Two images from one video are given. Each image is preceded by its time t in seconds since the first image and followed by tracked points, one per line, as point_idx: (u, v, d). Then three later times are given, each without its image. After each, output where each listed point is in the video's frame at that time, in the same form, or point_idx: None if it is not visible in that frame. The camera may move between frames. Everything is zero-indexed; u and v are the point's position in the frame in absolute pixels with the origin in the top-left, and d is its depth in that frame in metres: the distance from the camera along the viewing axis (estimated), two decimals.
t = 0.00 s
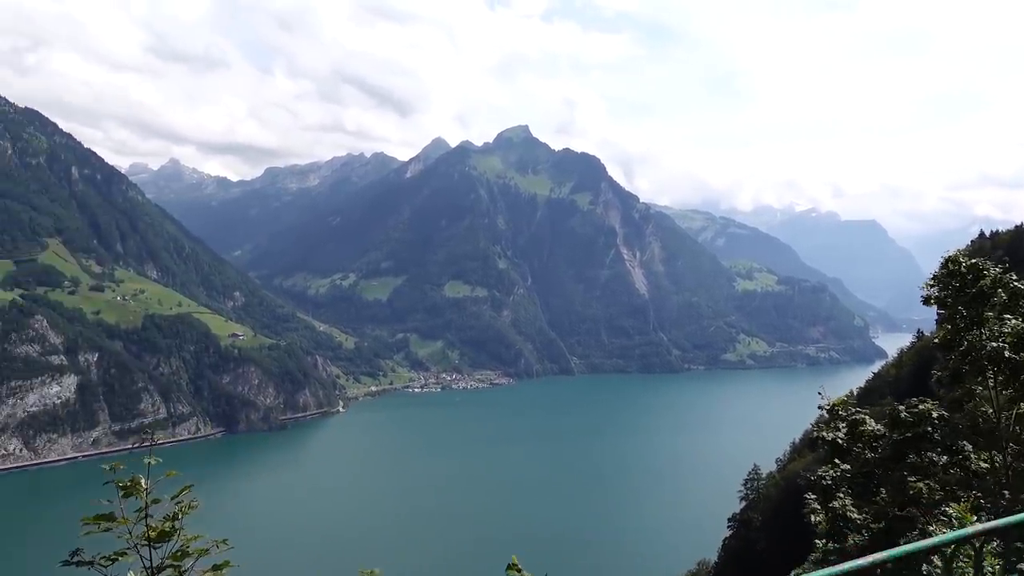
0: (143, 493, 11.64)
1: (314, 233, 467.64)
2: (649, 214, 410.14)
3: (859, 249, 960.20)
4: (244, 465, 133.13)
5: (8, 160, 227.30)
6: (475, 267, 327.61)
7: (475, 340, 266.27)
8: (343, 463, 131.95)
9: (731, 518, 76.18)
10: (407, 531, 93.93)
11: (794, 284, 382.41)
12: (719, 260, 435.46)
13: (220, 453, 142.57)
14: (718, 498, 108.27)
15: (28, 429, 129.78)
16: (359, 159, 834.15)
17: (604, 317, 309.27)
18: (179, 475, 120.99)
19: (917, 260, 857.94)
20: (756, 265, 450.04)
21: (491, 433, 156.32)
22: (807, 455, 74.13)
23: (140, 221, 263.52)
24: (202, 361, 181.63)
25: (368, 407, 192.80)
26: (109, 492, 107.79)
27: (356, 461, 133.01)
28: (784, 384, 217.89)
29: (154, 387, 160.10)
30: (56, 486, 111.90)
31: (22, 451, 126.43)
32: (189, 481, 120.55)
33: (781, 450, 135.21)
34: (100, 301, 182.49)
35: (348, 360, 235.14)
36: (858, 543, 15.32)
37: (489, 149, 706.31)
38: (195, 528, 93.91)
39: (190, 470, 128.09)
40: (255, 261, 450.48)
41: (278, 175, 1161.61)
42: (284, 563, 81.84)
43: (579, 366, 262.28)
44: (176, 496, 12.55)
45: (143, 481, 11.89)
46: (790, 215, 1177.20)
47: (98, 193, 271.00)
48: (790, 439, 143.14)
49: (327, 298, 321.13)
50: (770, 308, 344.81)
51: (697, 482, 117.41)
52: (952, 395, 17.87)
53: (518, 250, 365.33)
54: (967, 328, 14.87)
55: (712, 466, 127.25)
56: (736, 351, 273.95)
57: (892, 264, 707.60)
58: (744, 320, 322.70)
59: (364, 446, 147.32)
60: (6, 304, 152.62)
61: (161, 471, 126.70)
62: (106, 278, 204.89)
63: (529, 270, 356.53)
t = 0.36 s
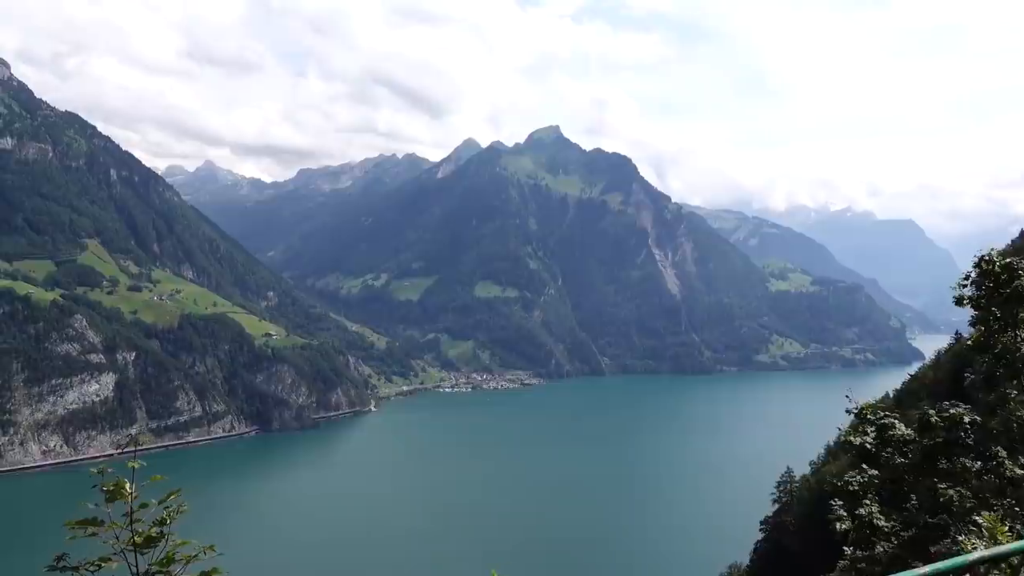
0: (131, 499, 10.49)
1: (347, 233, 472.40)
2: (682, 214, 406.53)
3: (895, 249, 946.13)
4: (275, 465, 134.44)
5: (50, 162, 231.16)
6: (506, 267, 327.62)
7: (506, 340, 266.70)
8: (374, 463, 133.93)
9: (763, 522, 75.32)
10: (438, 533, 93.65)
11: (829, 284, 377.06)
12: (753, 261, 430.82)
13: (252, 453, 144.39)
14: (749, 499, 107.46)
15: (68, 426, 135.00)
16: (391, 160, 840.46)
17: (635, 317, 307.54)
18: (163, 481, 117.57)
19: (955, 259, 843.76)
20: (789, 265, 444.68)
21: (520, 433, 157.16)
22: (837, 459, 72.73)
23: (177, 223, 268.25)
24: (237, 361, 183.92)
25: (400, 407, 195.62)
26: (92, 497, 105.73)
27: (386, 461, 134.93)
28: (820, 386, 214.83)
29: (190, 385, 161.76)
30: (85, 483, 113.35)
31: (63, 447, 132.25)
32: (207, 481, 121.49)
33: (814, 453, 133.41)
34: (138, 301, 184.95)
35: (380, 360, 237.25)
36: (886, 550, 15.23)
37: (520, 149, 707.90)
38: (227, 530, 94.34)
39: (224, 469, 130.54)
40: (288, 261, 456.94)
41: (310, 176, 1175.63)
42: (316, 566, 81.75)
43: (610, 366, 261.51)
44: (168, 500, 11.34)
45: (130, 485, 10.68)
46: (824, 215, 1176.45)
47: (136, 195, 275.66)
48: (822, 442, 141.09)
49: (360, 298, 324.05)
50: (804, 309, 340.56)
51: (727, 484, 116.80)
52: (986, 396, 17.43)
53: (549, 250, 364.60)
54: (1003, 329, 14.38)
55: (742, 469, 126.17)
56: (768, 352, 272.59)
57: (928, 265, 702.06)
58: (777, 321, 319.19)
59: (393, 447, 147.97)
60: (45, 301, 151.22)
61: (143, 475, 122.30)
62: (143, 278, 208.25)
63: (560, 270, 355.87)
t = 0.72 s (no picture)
0: (161, 504, 13.72)
1: (415, 234, 479.83)
2: (752, 214, 396.32)
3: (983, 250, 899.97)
4: (341, 465, 136.77)
5: (133, 168, 241.64)
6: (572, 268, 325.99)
7: (573, 342, 266.04)
8: (440, 462, 136.30)
9: (836, 530, 73.11)
10: (503, 537, 92.76)
11: (910, 288, 361.39)
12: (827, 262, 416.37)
13: (320, 453, 147.53)
14: (819, 506, 104.49)
15: (150, 422, 143.10)
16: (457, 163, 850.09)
17: (704, 319, 301.53)
18: (223, 482, 119.89)
19: None
20: (866, 267, 428.19)
21: (583, 435, 156.95)
22: (918, 467, 68.85)
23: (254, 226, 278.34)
24: (310, 360, 189.26)
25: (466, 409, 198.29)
26: (123, 501, 104.59)
27: (452, 460, 137.11)
28: (900, 390, 205.83)
29: (264, 384, 169.25)
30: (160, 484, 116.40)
31: (144, 441, 140.70)
32: (281, 476, 126.38)
33: (890, 459, 128.19)
34: (215, 301, 191.24)
35: (449, 360, 240.53)
36: (963, 567, 14.12)
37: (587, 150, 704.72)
38: (295, 531, 95.54)
39: (297, 465, 135.44)
40: (359, 263, 468.41)
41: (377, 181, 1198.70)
42: (384, 569, 81.73)
43: (677, 369, 257.73)
44: (197, 508, 14.48)
45: (159, 492, 14.01)
46: (902, 215, 1175.33)
47: (215, 199, 287.33)
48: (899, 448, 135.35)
49: (429, 299, 329.41)
50: (881, 312, 327.53)
51: (797, 490, 113.86)
52: None
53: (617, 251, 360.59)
54: None
55: (813, 474, 122.62)
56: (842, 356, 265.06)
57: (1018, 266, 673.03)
58: (852, 324, 308.07)
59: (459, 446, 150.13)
60: (128, 301, 157.97)
61: (178, 477, 121.31)
62: (218, 280, 215.06)
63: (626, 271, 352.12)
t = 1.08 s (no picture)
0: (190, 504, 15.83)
1: (482, 236, 483.73)
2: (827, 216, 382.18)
3: None
4: (408, 464, 138.94)
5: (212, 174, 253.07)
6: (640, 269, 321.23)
7: (641, 344, 262.19)
8: (505, 462, 136.90)
9: (916, 541, 68.94)
10: (567, 541, 91.32)
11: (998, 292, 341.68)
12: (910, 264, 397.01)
13: (388, 451, 150.73)
14: (897, 516, 99.38)
15: (228, 419, 148.86)
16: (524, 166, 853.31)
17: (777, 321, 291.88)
18: (295, 478, 124.06)
19: None
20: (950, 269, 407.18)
21: (649, 438, 154.41)
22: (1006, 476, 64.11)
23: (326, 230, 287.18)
24: (379, 361, 193.54)
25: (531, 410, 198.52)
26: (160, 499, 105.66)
27: (517, 461, 137.49)
28: (990, 397, 193.85)
29: (335, 384, 174.26)
30: (229, 484, 120.27)
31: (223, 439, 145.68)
32: (351, 474, 129.76)
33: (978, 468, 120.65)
34: (288, 302, 198.54)
35: (515, 361, 241.51)
36: None
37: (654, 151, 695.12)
38: (362, 529, 97.29)
39: (366, 463, 138.84)
40: (428, 265, 476.18)
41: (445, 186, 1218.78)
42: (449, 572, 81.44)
43: (748, 373, 250.65)
44: (231, 511, 16.92)
45: (189, 494, 16.02)
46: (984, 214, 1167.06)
47: (290, 203, 297.95)
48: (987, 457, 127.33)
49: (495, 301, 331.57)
50: (967, 316, 311.24)
51: (874, 498, 108.76)
52: None
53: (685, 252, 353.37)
54: None
55: (893, 482, 116.78)
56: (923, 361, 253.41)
57: None
58: (935, 329, 293.20)
59: (525, 447, 150.38)
60: (206, 302, 165.51)
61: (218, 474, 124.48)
62: (292, 282, 222.31)
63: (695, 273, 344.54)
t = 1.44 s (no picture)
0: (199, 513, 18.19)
1: (535, 237, 482.91)
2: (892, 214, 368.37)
3: None
4: (461, 464, 139.91)
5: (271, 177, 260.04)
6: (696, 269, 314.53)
7: (697, 345, 256.53)
8: (558, 464, 136.26)
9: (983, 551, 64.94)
10: (618, 543, 90.10)
11: None
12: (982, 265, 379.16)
13: (442, 451, 152.32)
14: (964, 527, 94.64)
15: (287, 417, 154.07)
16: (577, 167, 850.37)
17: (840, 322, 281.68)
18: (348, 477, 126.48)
19: None
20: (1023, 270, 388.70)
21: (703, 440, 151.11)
22: None
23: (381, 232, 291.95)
24: (434, 361, 195.22)
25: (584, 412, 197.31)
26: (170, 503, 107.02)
27: (570, 462, 136.69)
28: None
29: (391, 383, 177.04)
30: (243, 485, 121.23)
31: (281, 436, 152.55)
32: (404, 473, 131.46)
33: None
34: (346, 303, 202.23)
35: (568, 362, 240.28)
36: None
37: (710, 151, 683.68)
38: (415, 528, 98.25)
39: (419, 463, 140.65)
40: (482, 266, 478.02)
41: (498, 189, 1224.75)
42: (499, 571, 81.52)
43: (808, 376, 242.95)
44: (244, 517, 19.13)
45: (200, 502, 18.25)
46: None
47: (345, 205, 304.19)
48: None
49: (549, 302, 330.19)
50: None
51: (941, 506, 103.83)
52: None
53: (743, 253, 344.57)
54: None
55: (961, 491, 111.35)
56: (991, 364, 244.40)
57: None
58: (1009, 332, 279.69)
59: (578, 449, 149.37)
60: (267, 302, 169.91)
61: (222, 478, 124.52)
62: (349, 283, 226.77)
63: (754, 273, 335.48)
